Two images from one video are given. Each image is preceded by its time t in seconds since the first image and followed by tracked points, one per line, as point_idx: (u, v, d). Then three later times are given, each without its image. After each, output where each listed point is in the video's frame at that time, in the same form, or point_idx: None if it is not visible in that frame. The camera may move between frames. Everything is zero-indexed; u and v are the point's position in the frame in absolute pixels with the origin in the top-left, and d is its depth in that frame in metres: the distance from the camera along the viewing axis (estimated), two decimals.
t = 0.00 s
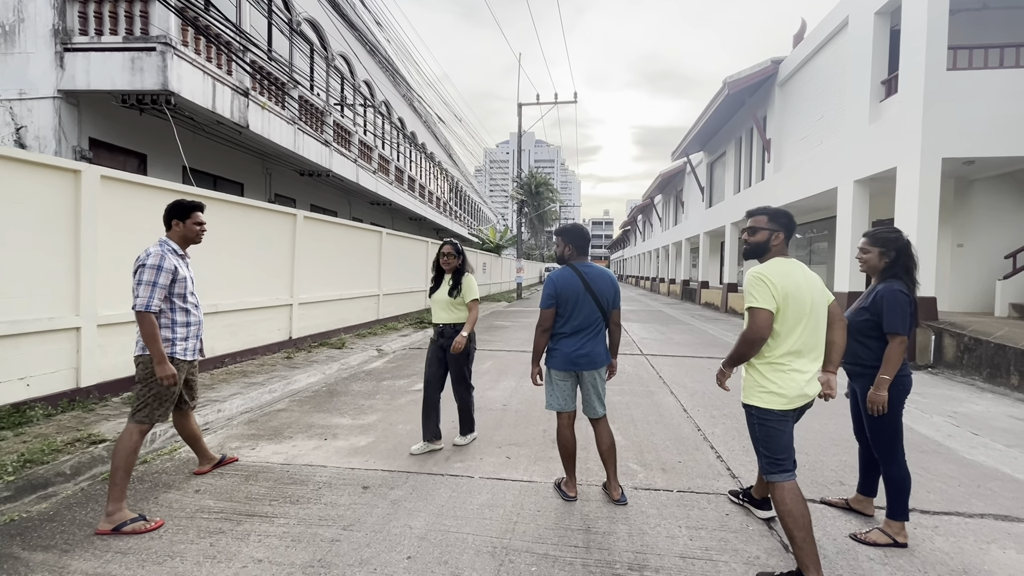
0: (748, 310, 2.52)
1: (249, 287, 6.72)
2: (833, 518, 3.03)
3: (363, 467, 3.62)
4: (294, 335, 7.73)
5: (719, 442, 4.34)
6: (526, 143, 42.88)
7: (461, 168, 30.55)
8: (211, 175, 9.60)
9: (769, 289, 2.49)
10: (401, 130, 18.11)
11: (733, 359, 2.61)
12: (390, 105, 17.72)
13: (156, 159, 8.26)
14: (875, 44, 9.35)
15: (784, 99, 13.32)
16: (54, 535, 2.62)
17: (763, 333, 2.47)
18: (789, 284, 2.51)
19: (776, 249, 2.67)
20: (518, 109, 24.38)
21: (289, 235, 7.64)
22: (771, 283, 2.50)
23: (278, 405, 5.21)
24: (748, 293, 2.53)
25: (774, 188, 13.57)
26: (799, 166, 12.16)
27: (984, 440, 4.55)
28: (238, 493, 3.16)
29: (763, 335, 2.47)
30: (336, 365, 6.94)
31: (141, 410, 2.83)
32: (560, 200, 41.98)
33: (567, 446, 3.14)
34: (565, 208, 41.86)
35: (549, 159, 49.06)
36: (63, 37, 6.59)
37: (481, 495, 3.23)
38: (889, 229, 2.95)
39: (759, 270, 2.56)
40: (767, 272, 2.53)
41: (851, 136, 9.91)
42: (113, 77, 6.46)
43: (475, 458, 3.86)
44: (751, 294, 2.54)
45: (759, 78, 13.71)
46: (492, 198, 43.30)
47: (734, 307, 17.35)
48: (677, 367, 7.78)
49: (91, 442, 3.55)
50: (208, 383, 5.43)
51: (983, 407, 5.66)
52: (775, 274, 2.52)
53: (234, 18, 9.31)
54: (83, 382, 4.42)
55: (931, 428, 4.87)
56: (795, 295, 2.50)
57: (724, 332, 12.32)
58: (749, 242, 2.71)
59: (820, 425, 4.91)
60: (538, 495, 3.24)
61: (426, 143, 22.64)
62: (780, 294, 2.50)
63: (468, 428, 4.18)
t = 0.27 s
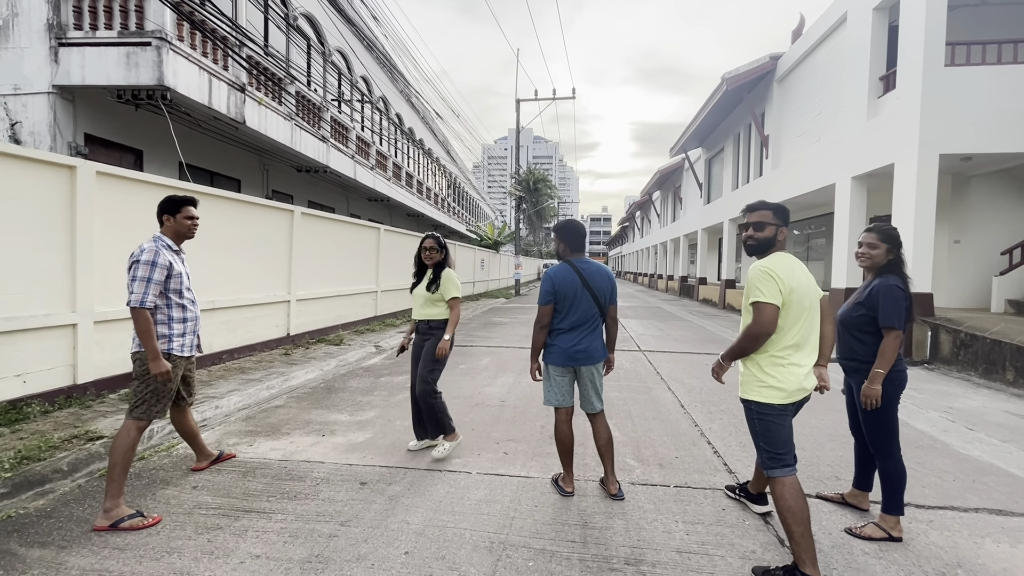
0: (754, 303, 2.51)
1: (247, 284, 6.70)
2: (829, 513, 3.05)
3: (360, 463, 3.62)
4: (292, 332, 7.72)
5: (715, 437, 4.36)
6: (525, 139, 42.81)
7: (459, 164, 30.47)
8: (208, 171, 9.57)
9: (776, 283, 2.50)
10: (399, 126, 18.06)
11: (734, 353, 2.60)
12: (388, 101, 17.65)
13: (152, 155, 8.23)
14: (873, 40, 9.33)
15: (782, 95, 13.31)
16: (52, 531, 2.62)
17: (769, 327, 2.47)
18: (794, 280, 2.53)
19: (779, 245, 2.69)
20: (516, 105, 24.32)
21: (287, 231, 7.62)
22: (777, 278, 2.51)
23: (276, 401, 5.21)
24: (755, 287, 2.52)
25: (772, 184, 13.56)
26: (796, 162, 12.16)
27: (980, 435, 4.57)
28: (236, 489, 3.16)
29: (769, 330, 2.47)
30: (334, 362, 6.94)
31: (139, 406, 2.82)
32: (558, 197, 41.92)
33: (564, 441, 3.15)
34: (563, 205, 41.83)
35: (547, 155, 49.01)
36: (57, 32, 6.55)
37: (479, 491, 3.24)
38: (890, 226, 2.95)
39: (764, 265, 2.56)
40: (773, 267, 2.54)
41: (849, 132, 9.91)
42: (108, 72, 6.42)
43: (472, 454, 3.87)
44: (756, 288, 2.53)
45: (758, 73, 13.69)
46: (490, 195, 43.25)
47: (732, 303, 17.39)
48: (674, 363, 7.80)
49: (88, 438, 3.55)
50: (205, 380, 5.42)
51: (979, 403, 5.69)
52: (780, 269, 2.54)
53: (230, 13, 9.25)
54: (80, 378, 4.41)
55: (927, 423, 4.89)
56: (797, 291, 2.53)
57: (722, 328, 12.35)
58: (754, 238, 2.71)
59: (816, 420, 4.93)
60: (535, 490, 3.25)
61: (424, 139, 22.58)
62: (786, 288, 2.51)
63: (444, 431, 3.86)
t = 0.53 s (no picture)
0: (759, 299, 2.50)
1: (244, 281, 6.68)
2: (824, 508, 3.07)
3: (358, 460, 3.62)
4: (289, 328, 7.71)
5: (712, 433, 4.37)
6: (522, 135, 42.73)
7: (457, 160, 30.41)
8: (204, 167, 9.52)
9: (780, 280, 2.50)
10: (396, 122, 18.00)
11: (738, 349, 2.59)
12: (385, 97, 17.59)
13: (147, 151, 8.18)
14: (871, 36, 9.32)
15: (780, 91, 13.30)
16: (47, 529, 2.61)
17: (774, 323, 2.46)
18: (796, 276, 2.54)
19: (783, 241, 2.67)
20: (514, 101, 24.26)
21: (283, 228, 7.60)
22: (781, 274, 2.51)
23: (273, 398, 5.21)
24: (759, 283, 2.51)
25: (769, 181, 13.57)
26: (794, 159, 12.16)
27: (975, 431, 4.60)
28: (233, 486, 3.16)
29: (774, 326, 2.46)
30: (331, 359, 6.93)
31: (134, 404, 2.80)
32: (556, 193, 41.85)
33: (561, 437, 3.15)
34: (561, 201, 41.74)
35: (545, 151, 48.97)
36: (50, 27, 6.49)
37: (476, 487, 3.24)
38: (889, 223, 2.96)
39: (767, 261, 2.56)
40: (776, 263, 2.53)
41: (846, 128, 9.91)
42: (102, 68, 6.38)
43: (469, 451, 3.87)
44: (761, 284, 2.52)
45: (755, 69, 13.66)
46: (488, 191, 43.16)
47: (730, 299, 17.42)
48: (671, 359, 7.81)
49: (85, 436, 3.54)
50: (202, 377, 5.41)
51: (974, 398, 5.72)
52: (783, 266, 2.54)
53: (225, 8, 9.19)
54: (76, 375, 4.40)
55: (923, 419, 4.91)
56: (799, 287, 2.54)
57: (719, 324, 12.38)
58: (755, 235, 2.70)
59: (813, 416, 4.95)
60: (533, 487, 3.25)
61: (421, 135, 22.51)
62: (789, 284, 2.51)
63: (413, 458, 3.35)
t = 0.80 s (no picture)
0: (755, 295, 2.51)
1: (241, 277, 6.67)
2: (820, 502, 3.09)
3: (356, 455, 3.63)
4: (287, 325, 7.70)
5: (709, 429, 4.40)
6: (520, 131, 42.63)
7: (455, 156, 30.33)
8: (201, 163, 9.49)
9: (776, 275, 2.51)
10: (394, 118, 17.94)
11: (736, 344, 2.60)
12: (382, 92, 17.51)
13: (143, 147, 8.15)
14: (868, 31, 9.32)
15: (778, 87, 13.29)
16: (46, 525, 2.62)
17: (771, 319, 2.48)
18: (792, 271, 2.55)
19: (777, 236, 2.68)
20: (512, 97, 24.18)
21: (281, 224, 7.58)
22: (777, 269, 2.52)
23: (271, 394, 5.21)
24: (755, 279, 2.52)
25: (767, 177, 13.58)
26: (791, 155, 12.17)
27: (970, 425, 4.63)
28: (232, 482, 3.16)
29: (769, 321, 2.48)
30: (329, 355, 6.93)
31: (132, 401, 2.80)
32: (554, 189, 41.77)
33: (559, 432, 3.16)
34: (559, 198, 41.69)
35: (543, 148, 48.89)
36: (45, 21, 6.44)
37: (474, 482, 3.25)
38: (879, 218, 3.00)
39: (761, 257, 2.58)
40: (772, 259, 2.54)
41: (844, 124, 9.92)
42: (98, 63, 6.34)
43: (468, 446, 3.89)
44: (756, 280, 2.53)
45: (753, 65, 13.65)
46: (486, 187, 43.09)
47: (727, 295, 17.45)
48: (669, 355, 7.84)
49: (83, 432, 3.54)
50: (200, 374, 5.41)
51: (970, 393, 5.75)
52: (779, 261, 2.55)
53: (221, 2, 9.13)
54: (74, 372, 4.40)
55: (918, 414, 4.94)
56: (796, 283, 2.55)
57: (717, 320, 12.41)
58: (749, 230, 2.71)
59: (809, 411, 4.98)
60: (531, 482, 3.27)
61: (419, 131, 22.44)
62: (786, 280, 2.53)
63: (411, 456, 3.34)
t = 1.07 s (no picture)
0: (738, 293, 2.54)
1: (239, 274, 6.66)
2: (816, 496, 3.11)
3: (354, 451, 3.63)
4: (285, 321, 7.69)
5: (706, 424, 4.41)
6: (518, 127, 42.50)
7: (452, 152, 30.23)
8: (197, 159, 9.45)
9: (762, 273, 2.52)
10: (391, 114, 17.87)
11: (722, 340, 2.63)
12: (379, 88, 17.43)
13: (138, 142, 8.11)
14: (867, 27, 9.30)
15: (776, 83, 13.27)
16: (43, 521, 2.62)
17: (754, 316, 2.50)
18: (781, 269, 2.55)
19: (769, 231, 2.68)
20: (510, 92, 24.09)
21: (278, 220, 7.55)
22: (763, 267, 2.53)
23: (269, 390, 5.21)
24: (741, 276, 2.54)
25: (764, 173, 13.58)
26: (789, 151, 12.18)
27: (964, 420, 4.66)
28: (229, 477, 3.17)
29: (752, 318, 2.50)
30: (327, 351, 6.92)
31: (129, 397, 2.80)
32: (552, 185, 41.66)
33: (555, 428, 3.17)
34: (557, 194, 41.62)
35: (541, 144, 48.81)
36: (38, 15, 6.39)
37: (472, 477, 3.26)
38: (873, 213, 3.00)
39: (750, 253, 2.59)
40: (758, 257, 2.55)
41: (841, 120, 9.92)
42: (92, 57, 6.29)
43: (465, 441, 3.90)
44: (741, 277, 2.56)
45: (752, 61, 13.61)
46: (484, 183, 43.02)
47: (724, 292, 17.49)
48: (667, 351, 7.85)
49: (79, 428, 3.53)
50: (197, 370, 5.40)
51: (965, 388, 5.78)
52: (768, 258, 2.55)
53: None
54: (70, 368, 4.38)
55: (913, 409, 4.97)
56: (786, 279, 2.54)
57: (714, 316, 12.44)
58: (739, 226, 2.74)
59: (805, 406, 5.00)
60: (528, 476, 3.28)
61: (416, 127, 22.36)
62: (773, 278, 2.53)
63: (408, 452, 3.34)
